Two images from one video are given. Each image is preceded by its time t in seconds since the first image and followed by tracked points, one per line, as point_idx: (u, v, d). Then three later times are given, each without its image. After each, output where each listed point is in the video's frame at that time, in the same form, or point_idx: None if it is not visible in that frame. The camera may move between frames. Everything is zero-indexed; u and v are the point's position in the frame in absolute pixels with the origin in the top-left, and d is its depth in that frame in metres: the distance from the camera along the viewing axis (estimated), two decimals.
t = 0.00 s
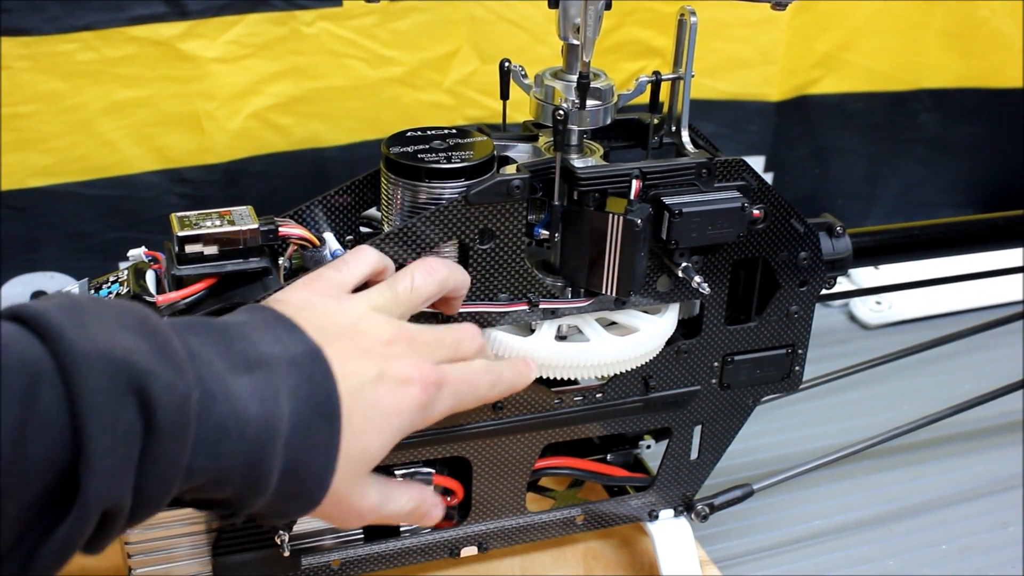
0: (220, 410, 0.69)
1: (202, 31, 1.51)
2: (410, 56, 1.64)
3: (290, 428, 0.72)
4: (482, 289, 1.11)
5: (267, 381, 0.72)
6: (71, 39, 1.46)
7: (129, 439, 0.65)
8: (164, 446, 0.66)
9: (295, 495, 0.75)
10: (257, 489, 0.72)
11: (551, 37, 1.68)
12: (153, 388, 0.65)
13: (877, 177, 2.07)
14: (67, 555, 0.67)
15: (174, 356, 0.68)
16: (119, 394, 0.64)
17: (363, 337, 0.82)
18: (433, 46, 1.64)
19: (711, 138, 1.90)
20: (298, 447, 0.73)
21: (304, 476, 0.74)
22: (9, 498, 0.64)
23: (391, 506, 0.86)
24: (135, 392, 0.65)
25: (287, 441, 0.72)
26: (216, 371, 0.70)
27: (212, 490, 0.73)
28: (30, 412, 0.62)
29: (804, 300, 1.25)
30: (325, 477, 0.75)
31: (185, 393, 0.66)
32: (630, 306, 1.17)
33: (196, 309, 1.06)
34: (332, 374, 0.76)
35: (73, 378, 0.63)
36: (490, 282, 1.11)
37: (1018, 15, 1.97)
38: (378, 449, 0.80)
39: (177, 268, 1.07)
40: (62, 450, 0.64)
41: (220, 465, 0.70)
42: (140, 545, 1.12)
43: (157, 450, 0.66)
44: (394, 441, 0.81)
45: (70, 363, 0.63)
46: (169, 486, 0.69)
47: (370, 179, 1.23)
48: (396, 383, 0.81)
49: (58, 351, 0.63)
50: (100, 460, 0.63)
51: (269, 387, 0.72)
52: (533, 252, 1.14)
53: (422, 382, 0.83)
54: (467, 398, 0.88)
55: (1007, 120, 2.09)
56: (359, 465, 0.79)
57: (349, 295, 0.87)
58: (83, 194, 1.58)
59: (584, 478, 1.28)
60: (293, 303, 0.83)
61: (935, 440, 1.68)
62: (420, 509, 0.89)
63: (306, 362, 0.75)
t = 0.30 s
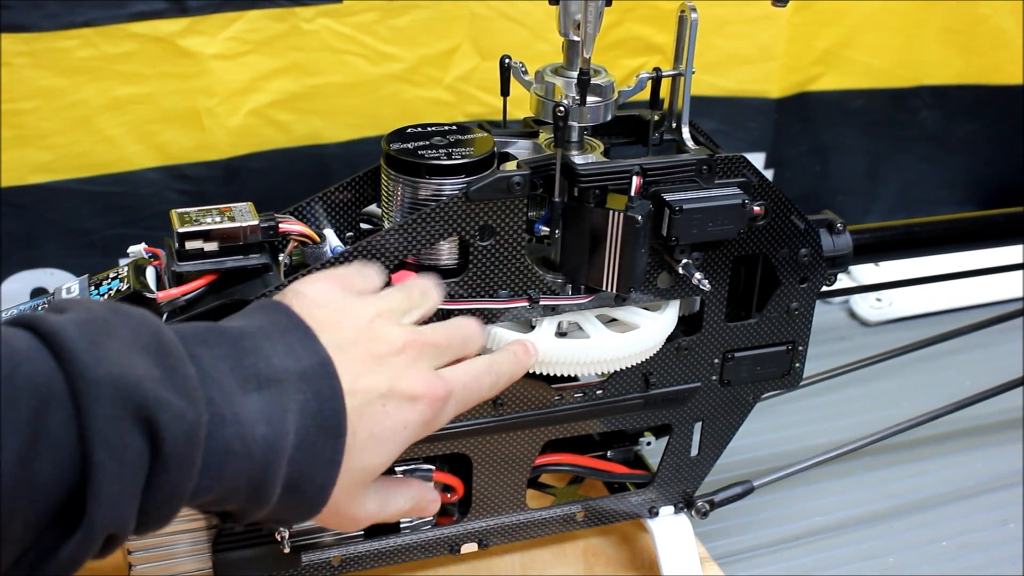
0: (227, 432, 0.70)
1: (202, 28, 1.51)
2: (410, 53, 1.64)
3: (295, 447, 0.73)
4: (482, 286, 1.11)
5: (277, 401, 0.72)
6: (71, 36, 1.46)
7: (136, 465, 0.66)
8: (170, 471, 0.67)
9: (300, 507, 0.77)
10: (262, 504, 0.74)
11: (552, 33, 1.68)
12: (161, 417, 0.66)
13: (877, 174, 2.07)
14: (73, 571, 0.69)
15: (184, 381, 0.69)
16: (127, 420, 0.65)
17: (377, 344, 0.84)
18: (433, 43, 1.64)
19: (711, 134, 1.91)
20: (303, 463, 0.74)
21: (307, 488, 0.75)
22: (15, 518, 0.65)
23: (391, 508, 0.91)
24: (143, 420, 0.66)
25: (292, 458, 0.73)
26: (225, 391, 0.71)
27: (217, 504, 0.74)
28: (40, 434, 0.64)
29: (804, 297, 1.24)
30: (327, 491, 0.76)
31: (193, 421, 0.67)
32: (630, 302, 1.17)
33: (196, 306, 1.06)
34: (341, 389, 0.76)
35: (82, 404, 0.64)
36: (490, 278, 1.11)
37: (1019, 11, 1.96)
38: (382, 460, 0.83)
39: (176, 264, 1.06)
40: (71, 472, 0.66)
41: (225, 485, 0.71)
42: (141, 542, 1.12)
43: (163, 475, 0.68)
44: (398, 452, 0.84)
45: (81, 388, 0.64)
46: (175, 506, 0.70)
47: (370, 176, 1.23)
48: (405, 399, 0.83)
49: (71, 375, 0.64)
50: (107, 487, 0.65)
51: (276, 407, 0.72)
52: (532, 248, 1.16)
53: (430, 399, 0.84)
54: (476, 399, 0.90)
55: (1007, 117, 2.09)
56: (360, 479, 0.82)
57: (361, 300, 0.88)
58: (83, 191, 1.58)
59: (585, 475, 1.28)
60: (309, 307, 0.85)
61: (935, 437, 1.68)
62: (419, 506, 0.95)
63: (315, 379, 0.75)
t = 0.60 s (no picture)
0: (210, 428, 0.71)
1: (202, 26, 1.51)
2: (411, 51, 1.64)
3: (279, 441, 0.74)
4: (481, 284, 1.11)
5: (257, 396, 0.73)
6: (71, 34, 1.46)
7: (120, 462, 0.66)
8: (154, 467, 0.68)
9: (289, 503, 0.77)
10: (250, 500, 0.74)
11: (552, 31, 1.68)
12: (143, 412, 0.66)
13: (878, 172, 2.07)
14: (62, 571, 0.69)
15: (164, 377, 0.69)
16: (109, 417, 0.66)
17: (359, 342, 0.87)
18: (433, 41, 1.64)
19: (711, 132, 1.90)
20: (289, 457, 0.75)
21: (296, 484, 0.76)
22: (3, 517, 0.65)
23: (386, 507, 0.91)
24: (125, 415, 0.66)
25: (277, 452, 0.74)
26: (206, 388, 0.72)
27: (206, 503, 0.75)
28: (22, 433, 0.64)
29: (804, 295, 1.24)
30: (316, 487, 0.77)
31: (174, 416, 0.68)
32: (630, 301, 1.16)
33: (196, 303, 1.06)
34: (322, 385, 0.77)
35: (64, 402, 0.64)
36: (489, 276, 1.11)
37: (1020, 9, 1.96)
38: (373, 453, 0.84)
39: (176, 262, 1.05)
40: (55, 470, 0.66)
41: (211, 481, 0.72)
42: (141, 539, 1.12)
43: (147, 471, 0.68)
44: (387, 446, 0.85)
45: (60, 386, 0.64)
46: (160, 504, 0.70)
47: (371, 173, 1.23)
48: (388, 391, 0.84)
49: (53, 374, 0.64)
50: (92, 483, 0.65)
51: (258, 402, 0.73)
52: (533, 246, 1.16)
53: (413, 390, 0.86)
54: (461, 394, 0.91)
55: (1008, 115, 2.09)
56: (351, 473, 0.83)
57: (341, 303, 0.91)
58: (83, 189, 1.58)
59: (585, 472, 1.28)
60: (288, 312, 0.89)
61: (935, 435, 1.68)
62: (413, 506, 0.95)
63: (295, 375, 0.76)
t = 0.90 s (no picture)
0: (214, 423, 0.71)
1: (202, 25, 1.51)
2: (411, 50, 1.64)
3: (284, 437, 0.74)
4: (482, 283, 1.11)
5: (261, 392, 0.73)
6: (71, 33, 1.46)
7: (123, 456, 0.66)
8: (158, 462, 0.68)
9: (294, 501, 0.77)
10: (254, 497, 0.74)
11: (552, 31, 1.69)
12: (146, 406, 0.66)
13: (878, 172, 2.07)
14: (64, 568, 0.69)
15: (168, 371, 0.69)
16: (112, 412, 0.66)
17: (363, 341, 0.87)
18: (434, 40, 1.64)
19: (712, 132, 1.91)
20: (295, 453, 0.75)
21: (302, 481, 0.76)
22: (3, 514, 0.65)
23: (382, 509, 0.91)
24: (128, 410, 0.66)
25: (283, 448, 0.74)
26: (210, 383, 0.72)
27: (210, 500, 0.75)
28: (24, 426, 0.64)
29: (804, 294, 1.24)
30: (320, 485, 0.77)
31: (178, 410, 0.68)
32: (630, 300, 1.17)
33: (196, 302, 1.06)
34: (327, 383, 0.77)
35: (66, 395, 0.64)
36: (490, 276, 1.11)
37: (1021, 9, 1.96)
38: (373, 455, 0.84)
39: (176, 261, 1.05)
40: (58, 465, 0.66)
41: (215, 478, 0.72)
42: (142, 539, 1.12)
43: (150, 466, 0.68)
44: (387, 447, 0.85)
45: (64, 380, 0.64)
46: (164, 500, 0.70)
47: (370, 172, 1.23)
48: (390, 392, 0.85)
49: (54, 367, 0.65)
50: (94, 477, 0.65)
51: (262, 397, 0.73)
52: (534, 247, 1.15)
53: (414, 392, 0.86)
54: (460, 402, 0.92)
55: (1008, 114, 2.09)
56: (353, 474, 0.83)
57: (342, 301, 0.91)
58: (83, 188, 1.58)
59: (583, 471, 1.28)
60: (289, 308, 0.88)
61: (936, 435, 1.68)
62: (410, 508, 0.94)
63: (300, 371, 0.76)
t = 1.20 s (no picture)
0: (220, 424, 0.71)
1: (202, 24, 1.51)
2: (411, 50, 1.64)
3: (289, 438, 0.74)
4: (481, 282, 1.11)
5: (266, 393, 0.73)
6: (71, 32, 1.46)
7: (129, 458, 0.66)
8: (164, 464, 0.68)
9: (298, 501, 0.77)
10: (259, 499, 0.74)
11: (552, 30, 1.69)
12: (153, 407, 0.66)
13: (878, 171, 2.07)
14: (69, 570, 0.69)
15: (174, 373, 0.69)
16: (119, 414, 0.66)
17: (365, 338, 0.87)
18: (434, 39, 1.64)
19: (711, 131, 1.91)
20: (299, 454, 0.75)
21: (305, 481, 0.76)
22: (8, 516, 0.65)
23: (392, 507, 0.91)
24: (134, 411, 0.66)
25: (287, 449, 0.74)
26: (216, 384, 0.72)
27: (214, 501, 0.75)
28: (30, 428, 0.64)
29: (804, 293, 1.24)
30: (324, 486, 0.77)
31: (184, 411, 0.68)
32: (630, 299, 1.16)
33: (195, 301, 1.06)
34: (330, 380, 0.77)
35: (73, 397, 0.64)
36: (489, 275, 1.11)
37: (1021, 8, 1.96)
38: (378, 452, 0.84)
39: (176, 261, 1.05)
40: (63, 468, 0.66)
41: (221, 479, 0.72)
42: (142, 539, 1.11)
43: (156, 468, 0.68)
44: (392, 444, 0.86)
45: (70, 382, 0.64)
46: (169, 502, 0.70)
47: (370, 172, 1.23)
48: (395, 390, 0.85)
49: (60, 369, 0.64)
50: (101, 479, 0.65)
51: (267, 398, 0.73)
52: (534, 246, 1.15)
53: (418, 388, 0.86)
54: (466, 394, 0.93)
55: (1008, 114, 2.09)
56: (358, 473, 0.83)
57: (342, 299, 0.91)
58: (84, 187, 1.58)
59: (584, 471, 1.28)
60: (291, 307, 0.89)
61: (936, 434, 1.68)
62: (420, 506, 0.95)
63: (304, 371, 0.76)
